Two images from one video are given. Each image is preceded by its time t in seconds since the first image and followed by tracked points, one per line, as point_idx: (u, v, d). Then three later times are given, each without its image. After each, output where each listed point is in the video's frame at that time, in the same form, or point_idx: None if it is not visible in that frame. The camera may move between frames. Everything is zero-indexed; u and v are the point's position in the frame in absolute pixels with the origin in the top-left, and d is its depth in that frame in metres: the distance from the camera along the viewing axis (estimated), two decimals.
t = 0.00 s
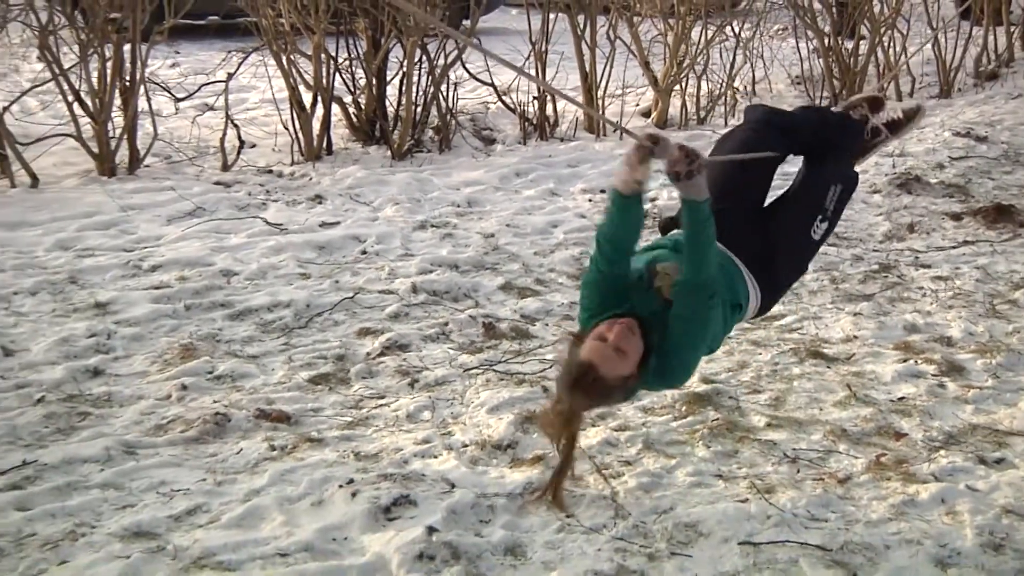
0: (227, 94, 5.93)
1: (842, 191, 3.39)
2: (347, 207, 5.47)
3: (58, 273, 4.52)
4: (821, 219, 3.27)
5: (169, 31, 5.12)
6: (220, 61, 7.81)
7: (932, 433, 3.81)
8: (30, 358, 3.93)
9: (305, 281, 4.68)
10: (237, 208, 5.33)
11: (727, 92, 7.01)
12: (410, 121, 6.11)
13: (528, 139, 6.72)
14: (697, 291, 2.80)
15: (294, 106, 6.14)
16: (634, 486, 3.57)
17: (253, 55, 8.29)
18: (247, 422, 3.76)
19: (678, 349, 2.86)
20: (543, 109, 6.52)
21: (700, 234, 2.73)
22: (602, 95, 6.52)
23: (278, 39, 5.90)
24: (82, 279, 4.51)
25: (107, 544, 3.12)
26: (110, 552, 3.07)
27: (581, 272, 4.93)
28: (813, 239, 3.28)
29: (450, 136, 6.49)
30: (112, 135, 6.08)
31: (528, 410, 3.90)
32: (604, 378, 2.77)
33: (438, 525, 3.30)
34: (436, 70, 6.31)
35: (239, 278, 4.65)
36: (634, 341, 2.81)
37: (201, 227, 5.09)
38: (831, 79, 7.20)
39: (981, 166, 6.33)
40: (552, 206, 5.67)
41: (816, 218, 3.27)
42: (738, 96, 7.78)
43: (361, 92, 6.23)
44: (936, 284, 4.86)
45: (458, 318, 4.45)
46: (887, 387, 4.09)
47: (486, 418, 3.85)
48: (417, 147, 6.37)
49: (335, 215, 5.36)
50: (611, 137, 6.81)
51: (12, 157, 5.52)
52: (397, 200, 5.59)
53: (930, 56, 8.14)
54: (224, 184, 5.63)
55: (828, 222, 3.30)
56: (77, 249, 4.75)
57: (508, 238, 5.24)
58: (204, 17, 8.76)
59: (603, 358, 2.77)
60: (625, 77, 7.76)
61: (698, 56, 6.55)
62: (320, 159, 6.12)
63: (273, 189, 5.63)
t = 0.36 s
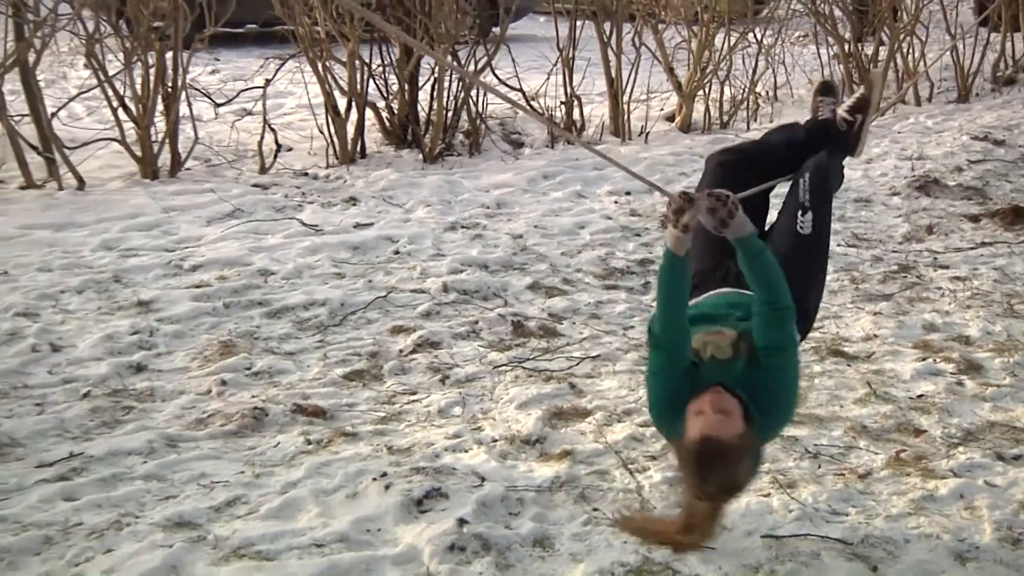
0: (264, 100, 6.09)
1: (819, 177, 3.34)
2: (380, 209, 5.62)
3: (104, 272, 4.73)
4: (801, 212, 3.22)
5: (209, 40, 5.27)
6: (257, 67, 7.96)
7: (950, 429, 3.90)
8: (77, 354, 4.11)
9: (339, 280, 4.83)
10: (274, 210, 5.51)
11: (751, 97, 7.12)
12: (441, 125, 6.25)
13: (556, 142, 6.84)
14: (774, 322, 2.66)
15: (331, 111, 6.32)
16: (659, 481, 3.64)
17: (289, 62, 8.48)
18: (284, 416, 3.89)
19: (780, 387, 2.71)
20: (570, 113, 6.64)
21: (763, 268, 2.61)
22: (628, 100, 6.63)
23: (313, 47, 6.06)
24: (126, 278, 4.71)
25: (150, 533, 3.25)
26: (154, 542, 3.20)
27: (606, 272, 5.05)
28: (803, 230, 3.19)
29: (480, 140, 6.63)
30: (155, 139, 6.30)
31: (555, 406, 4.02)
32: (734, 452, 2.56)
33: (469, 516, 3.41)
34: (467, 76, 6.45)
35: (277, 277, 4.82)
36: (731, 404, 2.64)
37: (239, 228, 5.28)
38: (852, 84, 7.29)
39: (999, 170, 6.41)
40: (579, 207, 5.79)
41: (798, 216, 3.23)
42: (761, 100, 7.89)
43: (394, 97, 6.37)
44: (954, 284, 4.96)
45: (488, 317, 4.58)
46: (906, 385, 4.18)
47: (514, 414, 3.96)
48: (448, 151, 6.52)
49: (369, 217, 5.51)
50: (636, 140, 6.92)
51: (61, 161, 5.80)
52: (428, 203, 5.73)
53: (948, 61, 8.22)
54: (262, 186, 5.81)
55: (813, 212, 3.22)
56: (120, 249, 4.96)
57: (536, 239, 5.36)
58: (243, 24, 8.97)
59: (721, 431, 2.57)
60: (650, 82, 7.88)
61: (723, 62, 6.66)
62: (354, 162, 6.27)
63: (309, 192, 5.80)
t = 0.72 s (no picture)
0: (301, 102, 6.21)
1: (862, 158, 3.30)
2: (414, 208, 5.73)
3: (146, 268, 4.87)
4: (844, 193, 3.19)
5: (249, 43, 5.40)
6: (295, 69, 8.09)
7: (973, 426, 3.96)
8: (120, 348, 4.24)
9: (374, 277, 4.94)
10: (311, 208, 5.64)
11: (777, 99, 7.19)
12: (473, 126, 6.35)
13: (586, 143, 6.93)
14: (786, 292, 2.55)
15: (367, 112, 6.43)
16: (685, 475, 3.72)
17: (324, 65, 8.62)
18: (321, 409, 3.99)
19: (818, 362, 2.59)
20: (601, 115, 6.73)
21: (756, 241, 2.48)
22: (656, 103, 6.71)
23: (348, 49, 6.18)
24: (167, 274, 4.84)
25: (191, 522, 3.35)
26: (194, 531, 3.30)
27: (635, 270, 5.14)
28: (852, 209, 3.15)
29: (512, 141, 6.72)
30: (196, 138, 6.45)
31: (584, 401, 4.10)
32: (775, 433, 2.53)
33: (501, 508, 3.49)
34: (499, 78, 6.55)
35: (313, 273, 4.94)
36: (770, 385, 2.60)
37: (278, 226, 5.41)
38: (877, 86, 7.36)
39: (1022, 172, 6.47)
40: (607, 207, 5.88)
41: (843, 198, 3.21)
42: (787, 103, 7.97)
43: (428, 98, 6.48)
44: (978, 284, 5.02)
45: (519, 314, 4.67)
46: (929, 382, 4.25)
47: (545, 409, 4.05)
48: (480, 151, 6.61)
49: (403, 215, 5.62)
50: (664, 142, 7.00)
51: (105, 160, 5.98)
52: (461, 202, 5.83)
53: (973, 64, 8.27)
54: (299, 185, 5.94)
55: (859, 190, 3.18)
56: (162, 246, 5.10)
57: (566, 238, 5.46)
58: (280, 27, 9.13)
59: (756, 416, 2.55)
60: (678, 84, 7.97)
61: (750, 65, 6.75)
62: (388, 162, 6.38)
63: (344, 191, 5.92)
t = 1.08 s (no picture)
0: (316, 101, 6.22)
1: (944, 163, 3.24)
2: (428, 207, 5.74)
3: (162, 267, 4.88)
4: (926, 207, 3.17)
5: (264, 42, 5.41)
6: (311, 68, 8.11)
7: (989, 427, 3.95)
8: (136, 346, 4.26)
9: (388, 276, 4.95)
10: (325, 207, 5.65)
11: (792, 98, 7.17)
12: (488, 124, 6.35)
13: (600, 143, 6.92)
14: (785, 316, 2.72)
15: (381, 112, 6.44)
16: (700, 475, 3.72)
17: (339, 65, 8.63)
18: (335, 408, 3.99)
19: (779, 382, 2.79)
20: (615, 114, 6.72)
21: (775, 260, 2.63)
22: (671, 102, 6.70)
23: (364, 49, 6.19)
24: (183, 273, 4.86)
25: (206, 520, 3.36)
26: (209, 529, 3.31)
27: (650, 270, 5.13)
28: (928, 228, 3.15)
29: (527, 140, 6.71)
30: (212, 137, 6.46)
31: (599, 400, 4.09)
32: (704, 411, 2.81)
33: (515, 508, 3.49)
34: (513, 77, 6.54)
35: (328, 272, 4.94)
36: (729, 369, 2.84)
37: (292, 224, 5.42)
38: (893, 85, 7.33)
39: None
40: (622, 207, 5.88)
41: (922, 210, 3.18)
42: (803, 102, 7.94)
43: (443, 98, 6.48)
44: (994, 284, 5.01)
45: (534, 313, 4.67)
46: (945, 382, 4.24)
47: (559, 408, 4.05)
48: (494, 151, 6.61)
49: (417, 214, 5.63)
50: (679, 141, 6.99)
51: (121, 159, 5.99)
52: (476, 201, 5.84)
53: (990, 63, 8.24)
54: (314, 184, 5.95)
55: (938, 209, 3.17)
56: (178, 244, 5.12)
57: (581, 237, 5.45)
58: (296, 27, 9.15)
59: (700, 387, 2.81)
60: (693, 84, 7.95)
61: (765, 65, 6.73)
62: (403, 161, 6.38)
63: (359, 190, 5.93)
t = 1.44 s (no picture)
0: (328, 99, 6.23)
1: (859, 178, 3.24)
2: (440, 205, 5.74)
3: (174, 265, 4.89)
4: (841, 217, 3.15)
5: (275, 40, 5.41)
6: (322, 66, 8.11)
7: (1003, 426, 3.93)
8: (148, 343, 4.27)
9: (400, 274, 4.95)
10: (337, 205, 5.66)
11: (803, 96, 7.15)
12: (499, 122, 6.35)
13: (611, 141, 6.91)
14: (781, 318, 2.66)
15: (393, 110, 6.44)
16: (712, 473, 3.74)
17: (351, 63, 8.64)
18: (347, 406, 3.99)
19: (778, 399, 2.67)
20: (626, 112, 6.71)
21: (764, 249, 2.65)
22: (683, 99, 6.69)
23: (376, 47, 6.19)
24: (195, 270, 4.86)
25: (218, 518, 3.36)
26: (221, 526, 3.31)
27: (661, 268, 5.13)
28: (844, 237, 3.13)
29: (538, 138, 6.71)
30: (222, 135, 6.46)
31: (610, 399, 4.08)
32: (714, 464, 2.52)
33: (527, 506, 3.48)
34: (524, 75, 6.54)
35: (339, 270, 4.95)
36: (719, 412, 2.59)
37: (304, 222, 5.42)
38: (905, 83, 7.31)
39: None
40: (633, 205, 5.87)
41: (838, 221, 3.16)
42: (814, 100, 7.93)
43: (454, 96, 6.48)
44: (1007, 282, 4.99)
45: (546, 311, 4.67)
46: (958, 381, 4.23)
47: (571, 406, 4.04)
48: (505, 149, 6.61)
49: (428, 212, 5.63)
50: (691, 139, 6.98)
51: (133, 157, 6.01)
52: (487, 199, 5.84)
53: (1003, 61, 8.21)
54: (325, 182, 5.96)
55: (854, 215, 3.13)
56: (190, 242, 5.13)
57: (592, 235, 5.45)
58: (307, 25, 9.15)
59: (703, 439, 2.53)
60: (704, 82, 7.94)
61: (776, 63, 6.71)
62: (414, 159, 6.39)
63: (370, 187, 5.94)
